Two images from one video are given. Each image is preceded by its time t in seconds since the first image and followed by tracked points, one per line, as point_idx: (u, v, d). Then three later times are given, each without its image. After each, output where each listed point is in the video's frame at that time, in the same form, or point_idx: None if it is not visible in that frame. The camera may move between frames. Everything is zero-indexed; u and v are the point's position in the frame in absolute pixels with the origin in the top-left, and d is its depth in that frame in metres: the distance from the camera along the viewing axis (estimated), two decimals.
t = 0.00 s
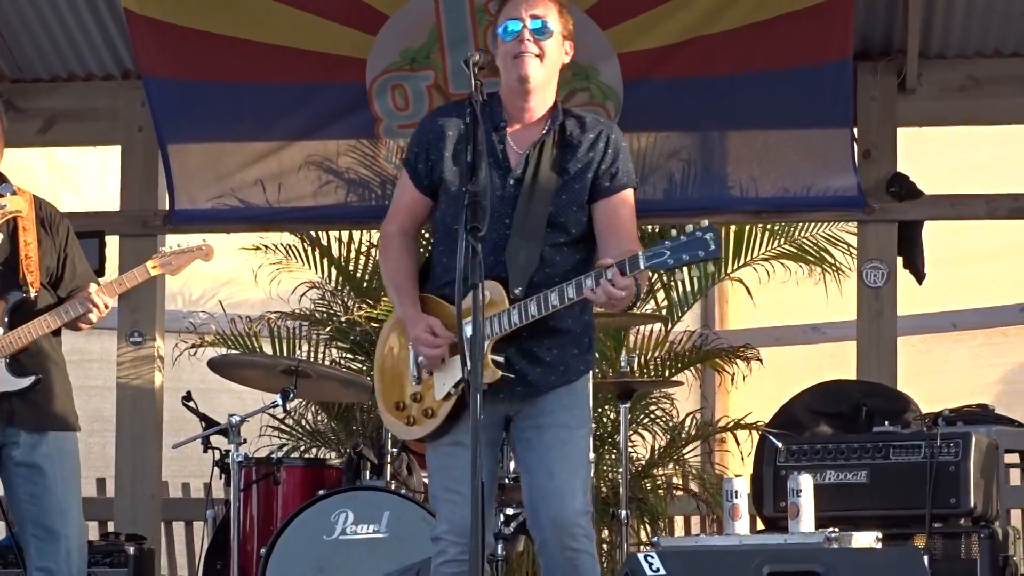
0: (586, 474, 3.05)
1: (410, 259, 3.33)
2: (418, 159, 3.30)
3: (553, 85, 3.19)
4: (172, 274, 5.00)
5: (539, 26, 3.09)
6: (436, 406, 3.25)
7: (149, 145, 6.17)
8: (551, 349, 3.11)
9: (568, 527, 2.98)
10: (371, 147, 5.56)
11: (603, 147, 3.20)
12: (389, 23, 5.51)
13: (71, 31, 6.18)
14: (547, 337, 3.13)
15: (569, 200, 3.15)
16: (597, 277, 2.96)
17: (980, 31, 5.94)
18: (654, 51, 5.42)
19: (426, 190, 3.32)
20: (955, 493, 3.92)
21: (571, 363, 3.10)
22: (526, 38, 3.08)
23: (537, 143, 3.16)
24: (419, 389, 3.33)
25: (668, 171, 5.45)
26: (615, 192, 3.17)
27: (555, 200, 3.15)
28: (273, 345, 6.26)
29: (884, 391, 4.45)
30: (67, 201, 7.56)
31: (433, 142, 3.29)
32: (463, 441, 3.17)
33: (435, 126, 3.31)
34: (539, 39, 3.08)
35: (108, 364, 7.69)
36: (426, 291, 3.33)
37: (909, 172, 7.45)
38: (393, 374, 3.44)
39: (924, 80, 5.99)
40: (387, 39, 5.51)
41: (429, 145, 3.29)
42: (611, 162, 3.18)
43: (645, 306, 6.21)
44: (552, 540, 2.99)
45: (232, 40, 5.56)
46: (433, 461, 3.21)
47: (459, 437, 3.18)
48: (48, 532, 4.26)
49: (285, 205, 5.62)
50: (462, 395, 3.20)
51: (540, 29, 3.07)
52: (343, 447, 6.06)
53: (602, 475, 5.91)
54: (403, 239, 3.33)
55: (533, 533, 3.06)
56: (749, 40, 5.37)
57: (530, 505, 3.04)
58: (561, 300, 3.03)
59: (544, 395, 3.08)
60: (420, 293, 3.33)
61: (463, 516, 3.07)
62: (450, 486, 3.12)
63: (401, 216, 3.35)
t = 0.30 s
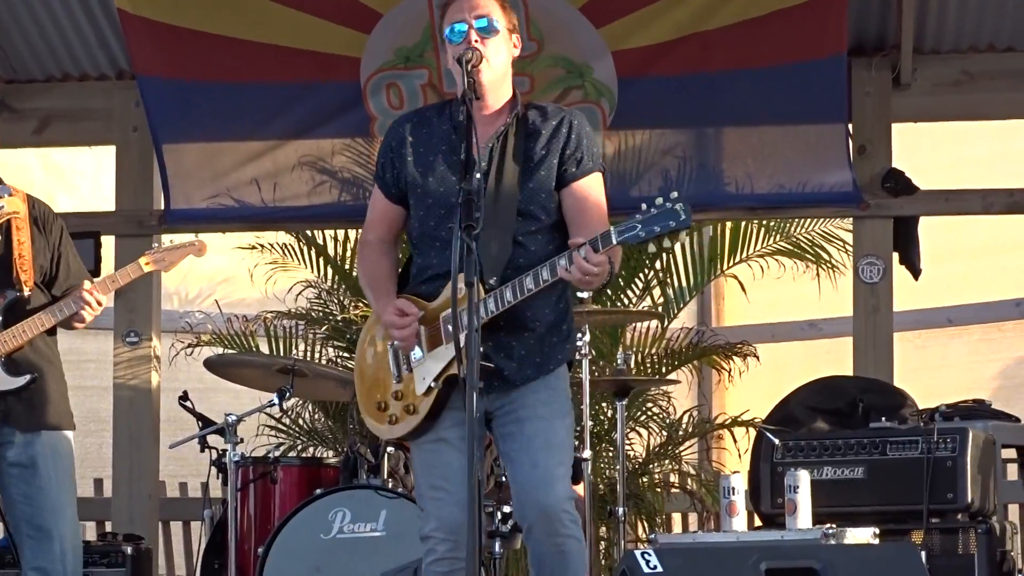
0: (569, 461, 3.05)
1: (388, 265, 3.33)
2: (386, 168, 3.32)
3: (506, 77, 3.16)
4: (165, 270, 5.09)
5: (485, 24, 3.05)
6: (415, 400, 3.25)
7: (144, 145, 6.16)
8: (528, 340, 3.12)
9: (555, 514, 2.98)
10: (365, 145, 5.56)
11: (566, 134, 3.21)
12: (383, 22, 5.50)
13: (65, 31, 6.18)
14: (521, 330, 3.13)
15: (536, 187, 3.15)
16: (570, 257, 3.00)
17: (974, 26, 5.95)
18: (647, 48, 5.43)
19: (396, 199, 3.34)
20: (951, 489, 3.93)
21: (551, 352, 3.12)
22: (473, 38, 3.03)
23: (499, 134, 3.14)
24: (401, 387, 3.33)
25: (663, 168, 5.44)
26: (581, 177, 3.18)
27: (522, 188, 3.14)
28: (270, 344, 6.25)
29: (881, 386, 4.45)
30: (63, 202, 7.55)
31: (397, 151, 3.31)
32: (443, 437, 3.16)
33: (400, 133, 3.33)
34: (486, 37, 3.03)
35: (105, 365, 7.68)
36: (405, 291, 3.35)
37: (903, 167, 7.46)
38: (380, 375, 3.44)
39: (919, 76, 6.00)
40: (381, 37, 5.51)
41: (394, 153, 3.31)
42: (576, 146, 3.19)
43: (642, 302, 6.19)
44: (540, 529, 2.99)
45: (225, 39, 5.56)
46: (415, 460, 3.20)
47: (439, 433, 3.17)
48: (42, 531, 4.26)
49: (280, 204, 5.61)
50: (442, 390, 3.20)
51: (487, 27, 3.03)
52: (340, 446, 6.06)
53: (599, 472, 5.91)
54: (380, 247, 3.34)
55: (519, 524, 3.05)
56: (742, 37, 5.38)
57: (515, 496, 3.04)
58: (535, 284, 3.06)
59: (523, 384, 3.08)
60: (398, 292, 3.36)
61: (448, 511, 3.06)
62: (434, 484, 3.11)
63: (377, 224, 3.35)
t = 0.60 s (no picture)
0: (570, 463, 3.05)
1: (380, 271, 3.35)
2: (375, 177, 3.32)
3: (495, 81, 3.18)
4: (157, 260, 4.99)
5: (479, 28, 3.06)
6: (410, 402, 3.25)
7: (140, 148, 6.15)
8: (520, 341, 3.13)
9: (556, 514, 2.98)
10: (362, 146, 5.56)
11: (551, 132, 3.21)
12: (379, 24, 5.51)
13: (61, 34, 6.19)
14: (514, 329, 3.13)
15: (525, 187, 3.15)
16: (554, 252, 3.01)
17: (970, 26, 5.95)
18: (644, 48, 5.43)
19: (387, 205, 3.34)
20: (949, 489, 3.92)
21: (544, 350, 3.12)
22: (467, 41, 3.05)
23: (489, 136, 3.14)
24: (397, 391, 3.32)
25: (660, 169, 5.43)
26: (567, 173, 3.18)
27: (510, 190, 3.14)
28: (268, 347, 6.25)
29: (878, 387, 4.47)
30: (60, 204, 7.55)
31: (385, 158, 3.30)
32: (440, 439, 3.16)
33: (387, 142, 3.32)
34: (480, 40, 3.04)
35: (102, 367, 7.68)
36: (398, 296, 3.37)
37: (900, 167, 7.48)
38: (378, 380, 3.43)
39: (915, 76, 6.00)
40: (377, 39, 5.52)
41: (383, 161, 3.31)
42: (561, 144, 3.19)
43: (638, 304, 6.18)
44: (540, 529, 2.98)
45: (222, 42, 5.57)
46: (412, 462, 3.19)
47: (437, 436, 3.16)
48: (39, 534, 4.25)
49: (276, 206, 5.59)
50: (436, 390, 3.21)
51: (481, 30, 3.04)
52: (338, 447, 6.06)
53: (597, 474, 5.91)
54: (371, 254, 3.36)
55: (518, 525, 3.05)
56: (738, 38, 5.38)
57: (514, 496, 3.03)
58: (521, 281, 3.06)
59: (521, 386, 3.09)
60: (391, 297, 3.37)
61: (448, 513, 3.06)
62: (432, 486, 3.10)
63: (368, 231, 3.36)
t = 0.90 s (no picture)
0: (572, 478, 3.04)
1: (383, 280, 3.36)
2: (378, 187, 3.32)
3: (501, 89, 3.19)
4: (171, 272, 4.96)
5: (487, 34, 3.08)
6: (413, 410, 3.26)
7: (145, 155, 6.16)
8: (524, 350, 3.13)
9: (559, 528, 2.97)
10: (367, 153, 5.57)
11: (553, 142, 3.21)
12: (382, 32, 5.53)
13: (65, 42, 6.20)
14: (517, 337, 3.14)
15: (528, 197, 3.15)
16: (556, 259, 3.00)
17: (975, 29, 5.95)
18: (649, 53, 5.43)
19: (388, 215, 3.34)
20: (956, 493, 3.92)
21: (546, 360, 3.12)
22: (474, 47, 3.06)
23: (493, 146, 3.14)
24: (400, 399, 3.34)
25: (665, 174, 5.44)
26: (569, 184, 3.17)
27: (514, 200, 3.14)
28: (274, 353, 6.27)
29: (884, 391, 4.47)
30: (64, 211, 7.56)
31: (389, 168, 3.30)
32: (445, 446, 3.15)
33: (391, 152, 3.32)
34: (487, 46, 3.06)
35: (107, 374, 7.67)
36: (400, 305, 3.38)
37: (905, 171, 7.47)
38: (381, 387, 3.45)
39: (920, 80, 6.00)
40: (381, 45, 5.52)
41: (387, 170, 3.31)
42: (563, 154, 3.19)
43: (644, 309, 6.17)
44: (542, 543, 2.98)
45: (226, 48, 5.57)
46: (416, 469, 3.19)
47: (442, 442, 3.16)
48: (48, 542, 4.26)
49: (282, 213, 5.60)
50: (439, 399, 3.22)
51: (489, 35, 3.06)
52: (344, 454, 6.06)
53: (603, 479, 5.91)
54: (374, 263, 3.37)
55: (521, 539, 3.04)
56: (743, 42, 5.38)
57: (517, 510, 3.03)
58: (525, 289, 3.07)
59: (524, 397, 3.09)
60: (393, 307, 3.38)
61: (452, 519, 3.05)
62: (435, 493, 3.09)
63: (369, 239, 3.37)
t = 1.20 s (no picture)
0: (577, 491, 3.04)
1: (391, 298, 3.37)
2: (387, 206, 3.33)
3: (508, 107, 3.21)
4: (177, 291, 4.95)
5: (492, 48, 3.10)
6: (419, 430, 3.26)
7: (152, 170, 6.19)
8: (529, 368, 3.13)
9: (564, 543, 2.98)
10: (373, 168, 5.59)
11: (562, 161, 3.22)
12: (389, 45, 5.53)
13: (72, 57, 6.23)
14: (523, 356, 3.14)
15: (537, 216, 3.16)
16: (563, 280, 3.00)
17: (980, 43, 5.96)
18: (655, 68, 5.43)
19: (398, 233, 3.35)
20: (963, 507, 3.92)
21: (553, 378, 3.12)
22: (480, 62, 3.08)
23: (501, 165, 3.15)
24: (406, 417, 3.33)
25: (670, 188, 5.45)
26: (575, 205, 3.18)
27: (523, 219, 3.15)
28: (280, 366, 6.25)
29: (890, 405, 4.45)
30: (71, 226, 7.59)
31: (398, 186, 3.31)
32: (452, 461, 3.17)
33: (399, 171, 3.33)
34: (493, 61, 3.08)
35: (114, 390, 7.67)
36: (408, 323, 3.37)
37: (911, 185, 7.48)
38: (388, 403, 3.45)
39: (925, 94, 6.01)
40: (387, 61, 5.53)
41: (396, 190, 3.32)
42: (570, 174, 3.20)
43: (650, 323, 6.17)
44: (548, 557, 2.99)
45: (232, 63, 5.57)
46: (423, 484, 3.20)
47: (449, 457, 3.17)
48: (57, 558, 4.26)
49: (289, 227, 5.63)
50: (445, 416, 3.22)
51: (494, 49, 3.08)
52: (350, 468, 6.06)
53: (610, 493, 5.91)
54: (383, 280, 3.37)
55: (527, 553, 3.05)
56: (748, 56, 5.38)
57: (523, 524, 3.04)
58: (531, 311, 3.06)
59: (531, 414, 3.09)
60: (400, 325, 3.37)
61: (460, 536, 3.06)
62: (442, 508, 3.11)
63: (379, 257, 3.38)
